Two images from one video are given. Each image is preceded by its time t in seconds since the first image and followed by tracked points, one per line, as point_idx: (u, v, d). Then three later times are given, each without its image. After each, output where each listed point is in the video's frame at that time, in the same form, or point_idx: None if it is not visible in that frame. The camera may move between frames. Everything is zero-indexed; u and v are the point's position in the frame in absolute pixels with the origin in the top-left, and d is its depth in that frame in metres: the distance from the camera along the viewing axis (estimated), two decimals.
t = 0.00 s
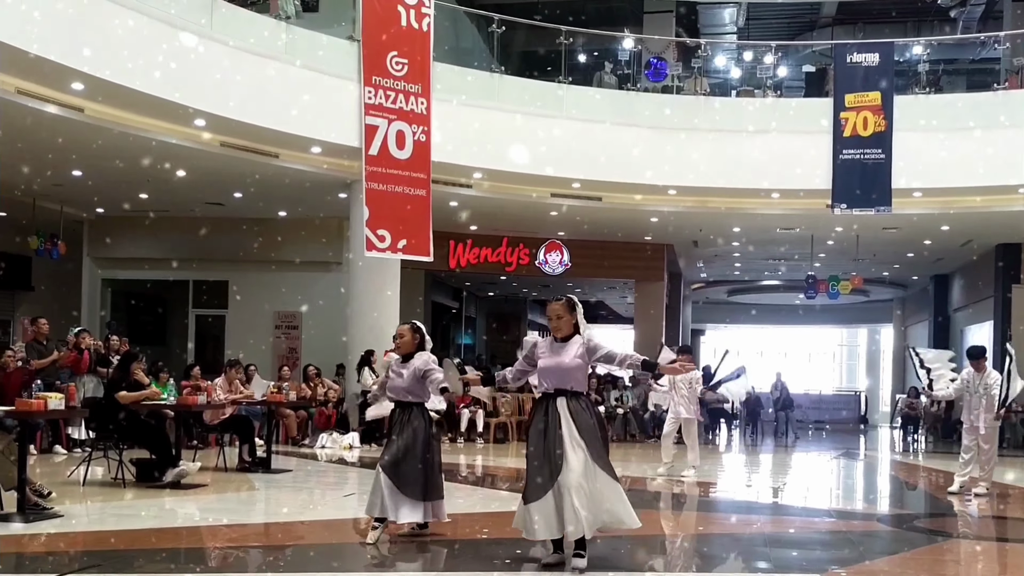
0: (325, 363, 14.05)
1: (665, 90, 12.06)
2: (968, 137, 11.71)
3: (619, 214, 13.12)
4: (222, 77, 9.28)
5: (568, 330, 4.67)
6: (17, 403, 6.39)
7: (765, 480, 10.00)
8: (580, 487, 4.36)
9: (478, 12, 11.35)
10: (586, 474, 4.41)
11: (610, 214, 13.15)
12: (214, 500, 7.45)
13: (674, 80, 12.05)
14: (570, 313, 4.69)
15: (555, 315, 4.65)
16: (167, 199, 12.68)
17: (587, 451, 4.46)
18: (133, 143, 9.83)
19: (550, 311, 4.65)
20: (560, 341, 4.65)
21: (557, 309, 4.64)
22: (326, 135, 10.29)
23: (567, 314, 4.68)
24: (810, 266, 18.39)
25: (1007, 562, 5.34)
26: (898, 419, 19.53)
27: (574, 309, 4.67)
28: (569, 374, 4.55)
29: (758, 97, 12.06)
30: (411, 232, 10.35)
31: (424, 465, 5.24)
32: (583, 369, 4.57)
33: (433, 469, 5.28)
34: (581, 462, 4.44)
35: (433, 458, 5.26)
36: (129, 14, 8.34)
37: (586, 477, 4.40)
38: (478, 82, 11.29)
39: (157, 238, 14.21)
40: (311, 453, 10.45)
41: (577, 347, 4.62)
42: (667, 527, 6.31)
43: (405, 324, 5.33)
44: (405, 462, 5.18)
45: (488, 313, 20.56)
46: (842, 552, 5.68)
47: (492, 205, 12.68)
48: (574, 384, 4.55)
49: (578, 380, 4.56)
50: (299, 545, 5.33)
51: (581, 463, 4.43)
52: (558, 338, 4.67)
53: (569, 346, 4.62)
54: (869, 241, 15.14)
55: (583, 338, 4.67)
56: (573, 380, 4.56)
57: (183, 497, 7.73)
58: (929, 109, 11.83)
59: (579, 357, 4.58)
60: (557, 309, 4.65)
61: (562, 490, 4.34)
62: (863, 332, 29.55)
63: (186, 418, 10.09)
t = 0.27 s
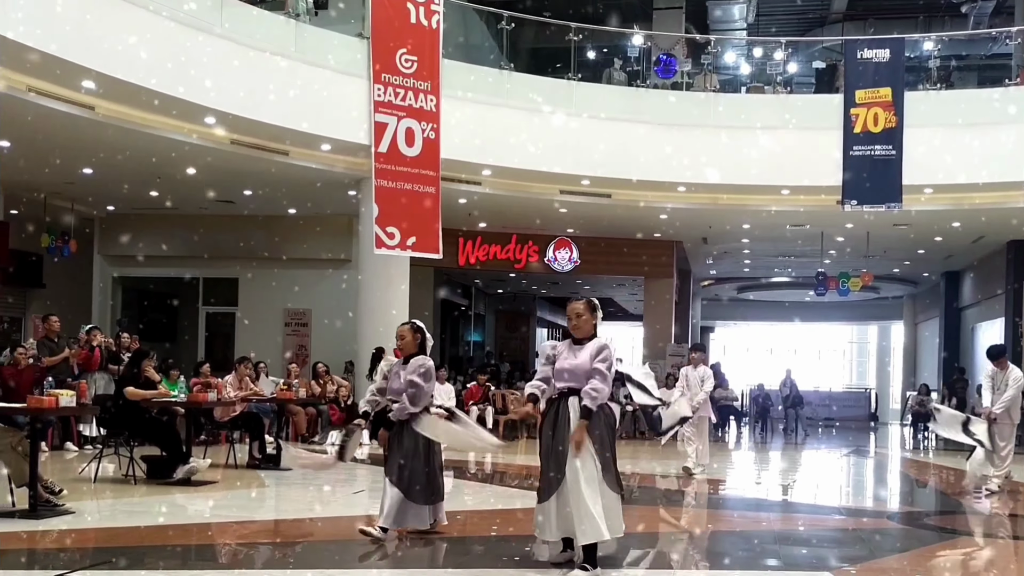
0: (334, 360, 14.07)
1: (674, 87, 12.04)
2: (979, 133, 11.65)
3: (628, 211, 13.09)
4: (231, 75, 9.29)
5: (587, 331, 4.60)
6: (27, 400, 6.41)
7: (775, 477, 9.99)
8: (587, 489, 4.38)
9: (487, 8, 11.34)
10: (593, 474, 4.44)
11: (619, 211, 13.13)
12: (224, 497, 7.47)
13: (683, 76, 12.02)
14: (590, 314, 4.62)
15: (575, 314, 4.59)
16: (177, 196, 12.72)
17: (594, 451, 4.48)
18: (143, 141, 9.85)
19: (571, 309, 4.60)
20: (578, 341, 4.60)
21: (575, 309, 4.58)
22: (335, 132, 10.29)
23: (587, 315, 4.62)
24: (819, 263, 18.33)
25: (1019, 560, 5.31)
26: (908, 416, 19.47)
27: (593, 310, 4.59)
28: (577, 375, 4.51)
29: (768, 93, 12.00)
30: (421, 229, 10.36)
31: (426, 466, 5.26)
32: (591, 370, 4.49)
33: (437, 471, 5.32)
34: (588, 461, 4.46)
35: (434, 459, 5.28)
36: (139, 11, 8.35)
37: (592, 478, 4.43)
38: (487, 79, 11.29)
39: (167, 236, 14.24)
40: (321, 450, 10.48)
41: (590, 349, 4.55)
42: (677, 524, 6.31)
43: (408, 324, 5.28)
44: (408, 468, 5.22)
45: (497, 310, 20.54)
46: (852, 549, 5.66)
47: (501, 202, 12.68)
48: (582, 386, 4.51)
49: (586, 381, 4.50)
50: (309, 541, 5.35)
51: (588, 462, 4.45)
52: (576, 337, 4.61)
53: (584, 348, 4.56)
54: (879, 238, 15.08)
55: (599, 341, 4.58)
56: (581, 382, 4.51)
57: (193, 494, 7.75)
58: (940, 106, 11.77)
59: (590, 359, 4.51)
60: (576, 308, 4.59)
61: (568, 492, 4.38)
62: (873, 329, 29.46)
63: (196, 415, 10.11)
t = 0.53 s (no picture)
0: (349, 363, 14.12)
1: (689, 89, 12.04)
2: (997, 134, 11.58)
3: (643, 214, 13.09)
4: (248, 79, 9.35)
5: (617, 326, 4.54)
6: (47, 403, 6.46)
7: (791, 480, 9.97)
8: (598, 495, 4.31)
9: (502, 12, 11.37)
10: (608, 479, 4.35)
11: (634, 214, 13.12)
12: (242, 500, 7.52)
13: (698, 78, 12.02)
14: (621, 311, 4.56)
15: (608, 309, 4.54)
16: (194, 200, 12.81)
17: (609, 457, 4.37)
18: (161, 145, 9.92)
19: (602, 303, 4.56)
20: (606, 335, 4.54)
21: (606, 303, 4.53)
22: (351, 136, 10.33)
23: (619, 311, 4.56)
24: (836, 265, 18.25)
25: None
26: (925, 419, 19.36)
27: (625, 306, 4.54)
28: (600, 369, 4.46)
29: (783, 94, 11.98)
30: (436, 232, 10.39)
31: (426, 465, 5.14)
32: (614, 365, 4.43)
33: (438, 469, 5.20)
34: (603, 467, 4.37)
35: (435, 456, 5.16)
36: (156, 17, 8.42)
37: (606, 484, 4.34)
38: (502, 82, 11.31)
39: (184, 239, 14.34)
40: (336, 453, 10.52)
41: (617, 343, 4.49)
42: (694, 527, 6.30)
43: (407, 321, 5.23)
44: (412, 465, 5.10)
45: (513, 313, 20.56)
46: (869, 552, 5.64)
47: (516, 205, 12.70)
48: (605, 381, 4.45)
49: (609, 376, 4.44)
50: (327, 543, 5.38)
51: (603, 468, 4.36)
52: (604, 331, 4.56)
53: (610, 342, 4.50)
54: (896, 240, 15.00)
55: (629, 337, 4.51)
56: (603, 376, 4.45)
57: (211, 496, 7.80)
58: (958, 107, 11.70)
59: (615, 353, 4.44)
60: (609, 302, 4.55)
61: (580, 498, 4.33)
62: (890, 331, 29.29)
63: (213, 418, 10.17)
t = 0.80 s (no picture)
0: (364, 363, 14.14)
1: (706, 89, 11.98)
2: (1016, 133, 11.50)
3: (659, 214, 13.06)
4: (264, 81, 9.39)
5: (647, 330, 4.40)
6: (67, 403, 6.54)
7: (807, 481, 9.92)
8: (609, 497, 4.14)
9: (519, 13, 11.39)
10: (625, 483, 4.13)
11: (650, 214, 13.10)
12: (258, 499, 7.54)
13: (715, 78, 11.97)
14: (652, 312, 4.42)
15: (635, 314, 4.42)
16: (212, 201, 12.86)
17: (626, 459, 4.16)
18: (177, 146, 9.96)
19: (634, 306, 4.42)
20: (636, 339, 4.38)
21: (637, 307, 4.40)
22: (368, 137, 10.34)
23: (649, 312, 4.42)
24: (853, 265, 18.18)
25: None
26: (943, 420, 19.24)
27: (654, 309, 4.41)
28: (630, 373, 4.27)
29: (801, 94, 11.94)
30: (452, 233, 10.38)
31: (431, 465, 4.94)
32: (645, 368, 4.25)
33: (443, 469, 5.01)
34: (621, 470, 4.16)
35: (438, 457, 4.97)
36: (174, 18, 8.46)
37: (622, 487, 4.13)
38: (519, 83, 11.31)
39: (201, 240, 14.41)
40: (352, 452, 10.53)
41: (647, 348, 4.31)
42: (710, 528, 6.28)
43: (407, 319, 5.06)
44: (416, 467, 4.88)
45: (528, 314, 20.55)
46: (887, 554, 5.60)
47: (532, 205, 12.69)
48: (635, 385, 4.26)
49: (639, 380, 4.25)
50: (343, 541, 5.42)
51: (621, 471, 4.15)
52: (635, 335, 4.41)
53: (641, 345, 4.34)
54: (914, 240, 14.91)
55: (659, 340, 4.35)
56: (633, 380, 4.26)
57: (227, 495, 7.83)
58: (976, 106, 11.62)
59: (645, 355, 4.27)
60: (640, 305, 4.42)
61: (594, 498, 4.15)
62: (908, 331, 29.09)
63: (230, 418, 10.21)
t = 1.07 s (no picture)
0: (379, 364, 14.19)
1: (722, 90, 11.95)
2: None
3: (674, 215, 13.05)
4: (281, 84, 9.44)
5: (677, 340, 4.44)
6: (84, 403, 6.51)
7: (823, 483, 9.88)
8: (642, 503, 4.19)
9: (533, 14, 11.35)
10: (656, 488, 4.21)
11: (666, 215, 13.08)
12: (273, 500, 7.58)
13: (731, 79, 11.94)
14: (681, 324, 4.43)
15: (669, 325, 4.42)
16: (228, 203, 12.92)
17: (659, 466, 4.24)
18: (194, 148, 10.02)
19: (663, 318, 4.43)
20: (669, 354, 4.43)
21: (667, 319, 4.41)
22: (383, 139, 10.37)
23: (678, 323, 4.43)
24: (869, 266, 18.10)
25: None
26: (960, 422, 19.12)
27: (688, 320, 4.41)
28: (669, 390, 4.33)
29: (816, 94, 11.87)
30: (466, 234, 10.43)
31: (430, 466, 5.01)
32: (684, 385, 4.32)
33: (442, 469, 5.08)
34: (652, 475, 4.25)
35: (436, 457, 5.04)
36: (191, 21, 8.52)
37: (652, 492, 4.20)
38: (533, 84, 11.32)
39: (217, 242, 14.49)
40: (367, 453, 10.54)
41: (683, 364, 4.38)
42: (725, 531, 6.27)
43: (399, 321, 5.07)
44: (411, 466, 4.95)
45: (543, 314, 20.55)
46: (902, 557, 5.58)
47: (547, 207, 12.70)
48: (673, 401, 4.33)
49: (678, 396, 4.32)
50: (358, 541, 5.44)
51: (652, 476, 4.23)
52: (666, 347, 4.45)
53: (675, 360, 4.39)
54: (932, 241, 14.83)
55: (692, 354, 4.41)
56: (672, 397, 4.33)
57: (243, 496, 7.87)
58: (994, 106, 11.55)
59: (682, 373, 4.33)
60: (670, 317, 4.42)
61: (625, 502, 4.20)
62: (925, 333, 28.90)
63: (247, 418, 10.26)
